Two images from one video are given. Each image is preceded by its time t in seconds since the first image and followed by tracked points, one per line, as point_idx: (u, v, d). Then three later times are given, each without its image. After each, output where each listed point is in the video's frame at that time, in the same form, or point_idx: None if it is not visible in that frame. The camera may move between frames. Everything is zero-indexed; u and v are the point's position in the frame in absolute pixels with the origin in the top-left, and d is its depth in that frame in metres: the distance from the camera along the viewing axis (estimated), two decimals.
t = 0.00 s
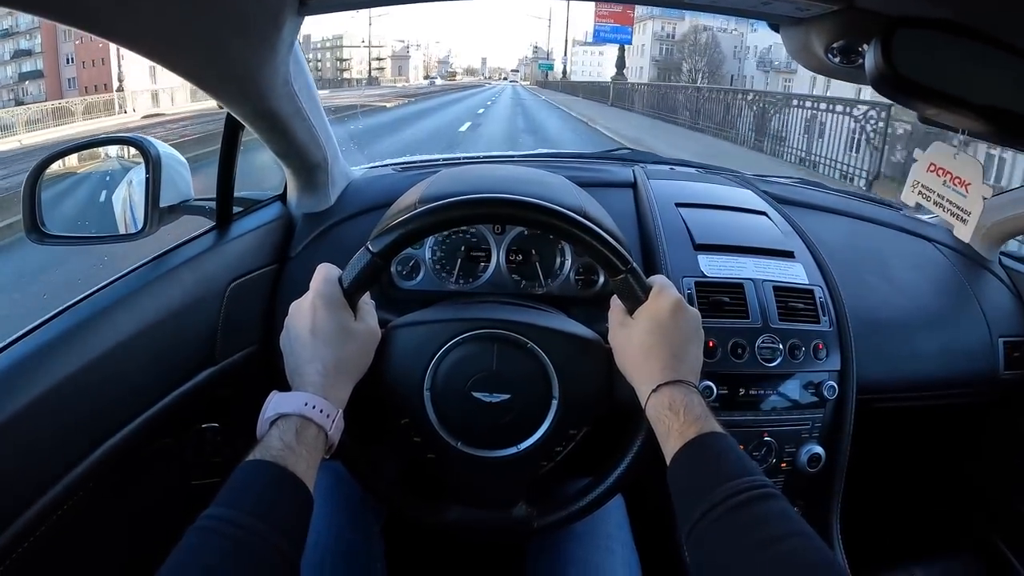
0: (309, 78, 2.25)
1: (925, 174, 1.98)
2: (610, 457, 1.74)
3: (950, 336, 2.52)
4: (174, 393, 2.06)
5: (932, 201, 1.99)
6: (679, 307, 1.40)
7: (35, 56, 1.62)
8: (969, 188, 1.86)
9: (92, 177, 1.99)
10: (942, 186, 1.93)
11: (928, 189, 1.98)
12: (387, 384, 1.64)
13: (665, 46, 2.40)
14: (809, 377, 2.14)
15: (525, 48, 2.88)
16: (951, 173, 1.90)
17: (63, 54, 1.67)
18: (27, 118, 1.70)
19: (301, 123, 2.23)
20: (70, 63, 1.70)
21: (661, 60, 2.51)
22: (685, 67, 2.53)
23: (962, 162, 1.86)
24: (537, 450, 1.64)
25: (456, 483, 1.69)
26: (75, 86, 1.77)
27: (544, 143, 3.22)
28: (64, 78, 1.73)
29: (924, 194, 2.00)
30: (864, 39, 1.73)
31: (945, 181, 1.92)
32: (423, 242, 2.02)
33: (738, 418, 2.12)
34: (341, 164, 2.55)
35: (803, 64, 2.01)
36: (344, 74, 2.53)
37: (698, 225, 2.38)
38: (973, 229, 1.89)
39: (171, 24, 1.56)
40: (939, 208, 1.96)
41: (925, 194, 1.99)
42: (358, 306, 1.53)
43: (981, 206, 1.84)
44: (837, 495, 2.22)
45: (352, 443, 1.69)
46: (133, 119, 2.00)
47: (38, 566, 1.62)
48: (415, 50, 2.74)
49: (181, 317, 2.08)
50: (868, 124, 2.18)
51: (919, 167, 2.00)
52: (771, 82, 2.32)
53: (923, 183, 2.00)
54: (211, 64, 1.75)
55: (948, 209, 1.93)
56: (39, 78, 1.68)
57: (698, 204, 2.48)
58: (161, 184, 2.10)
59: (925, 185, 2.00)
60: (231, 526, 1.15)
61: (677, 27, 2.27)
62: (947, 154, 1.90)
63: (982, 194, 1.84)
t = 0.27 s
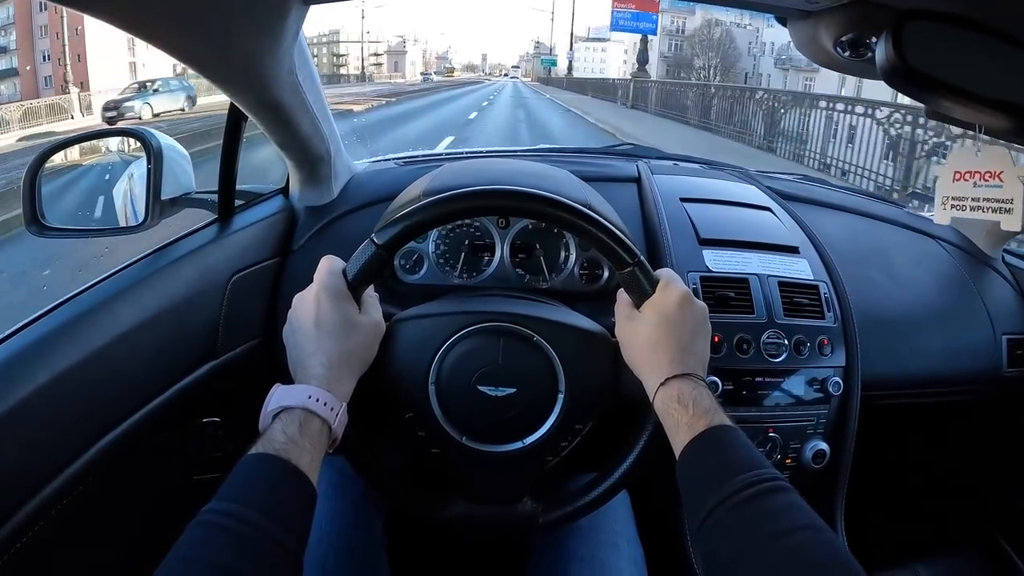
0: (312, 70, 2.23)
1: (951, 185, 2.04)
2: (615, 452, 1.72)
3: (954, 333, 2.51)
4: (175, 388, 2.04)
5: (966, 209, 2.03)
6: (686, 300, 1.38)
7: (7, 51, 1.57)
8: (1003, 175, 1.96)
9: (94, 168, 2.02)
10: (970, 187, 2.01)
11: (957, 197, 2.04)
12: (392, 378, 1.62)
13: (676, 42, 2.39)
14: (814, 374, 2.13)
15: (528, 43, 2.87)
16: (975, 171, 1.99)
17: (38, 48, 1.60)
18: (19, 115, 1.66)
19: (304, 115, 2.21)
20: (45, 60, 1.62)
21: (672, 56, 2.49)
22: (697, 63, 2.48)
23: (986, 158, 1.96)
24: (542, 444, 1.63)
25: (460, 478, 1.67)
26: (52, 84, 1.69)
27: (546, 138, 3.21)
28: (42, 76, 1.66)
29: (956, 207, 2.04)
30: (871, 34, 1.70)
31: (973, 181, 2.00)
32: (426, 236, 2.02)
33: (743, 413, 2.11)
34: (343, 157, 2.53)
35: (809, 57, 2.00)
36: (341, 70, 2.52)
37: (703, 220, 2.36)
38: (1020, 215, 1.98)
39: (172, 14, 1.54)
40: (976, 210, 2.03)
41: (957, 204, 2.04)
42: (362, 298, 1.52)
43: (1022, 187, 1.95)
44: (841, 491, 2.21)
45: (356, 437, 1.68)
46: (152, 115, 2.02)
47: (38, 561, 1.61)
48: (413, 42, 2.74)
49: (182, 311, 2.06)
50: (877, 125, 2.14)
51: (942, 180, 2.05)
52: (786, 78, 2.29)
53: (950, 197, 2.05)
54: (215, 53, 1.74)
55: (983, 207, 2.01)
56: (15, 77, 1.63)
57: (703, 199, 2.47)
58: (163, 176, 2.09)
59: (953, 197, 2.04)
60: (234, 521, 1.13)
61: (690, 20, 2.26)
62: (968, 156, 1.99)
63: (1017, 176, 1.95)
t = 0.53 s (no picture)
0: (311, 67, 2.22)
1: (935, 169, 2.04)
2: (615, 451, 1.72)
3: (954, 332, 2.51)
4: (173, 386, 2.03)
5: (945, 196, 2.03)
6: (687, 299, 1.38)
7: None
8: (983, 181, 1.90)
9: (93, 167, 2.00)
10: (954, 178, 1.99)
11: (940, 182, 2.03)
12: (391, 376, 1.62)
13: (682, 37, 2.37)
14: (814, 373, 2.12)
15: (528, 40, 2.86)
16: (963, 166, 1.96)
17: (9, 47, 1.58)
18: None
19: (302, 113, 2.20)
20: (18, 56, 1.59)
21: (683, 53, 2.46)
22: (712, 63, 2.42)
23: (974, 158, 1.91)
24: (542, 444, 1.62)
25: (459, 477, 1.67)
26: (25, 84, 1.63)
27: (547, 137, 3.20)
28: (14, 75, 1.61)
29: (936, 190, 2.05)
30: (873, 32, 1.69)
31: (956, 174, 1.98)
32: (425, 234, 2.00)
33: (743, 412, 2.11)
34: (342, 155, 2.53)
35: (811, 55, 1.98)
36: (337, 66, 2.50)
37: (703, 218, 2.36)
38: (990, 220, 1.93)
39: (170, 11, 1.53)
40: (954, 202, 2.01)
41: (938, 188, 2.04)
42: (361, 296, 1.51)
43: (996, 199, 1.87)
44: (841, 490, 2.21)
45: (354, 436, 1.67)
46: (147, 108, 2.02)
47: (35, 560, 1.60)
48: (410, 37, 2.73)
49: (180, 309, 2.05)
50: (895, 127, 2.15)
51: (930, 161, 2.06)
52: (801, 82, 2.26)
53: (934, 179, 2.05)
54: (212, 51, 1.73)
55: (960, 201, 1.99)
56: None
57: (703, 198, 2.46)
58: (161, 174, 2.09)
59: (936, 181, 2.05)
60: (232, 521, 1.13)
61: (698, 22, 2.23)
62: (960, 149, 1.95)
63: (996, 188, 1.87)
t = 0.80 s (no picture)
0: (308, 68, 2.22)
1: (935, 176, 1.93)
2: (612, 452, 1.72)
3: (953, 334, 2.51)
4: (172, 388, 2.04)
5: (947, 203, 1.92)
6: (683, 301, 1.38)
7: None
8: (987, 181, 1.82)
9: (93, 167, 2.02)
10: (955, 183, 1.89)
11: (940, 189, 1.93)
12: (388, 378, 1.62)
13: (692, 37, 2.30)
14: (811, 374, 2.13)
15: (527, 40, 2.83)
16: (962, 169, 1.87)
17: None
18: None
19: (300, 115, 2.21)
20: None
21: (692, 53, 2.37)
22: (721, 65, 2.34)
23: (973, 159, 1.84)
24: (539, 445, 1.62)
25: (458, 478, 1.67)
26: None
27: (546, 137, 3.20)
28: None
29: (937, 198, 1.94)
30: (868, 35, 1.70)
31: (958, 179, 1.88)
32: (423, 235, 2.01)
33: (740, 413, 2.11)
34: (340, 157, 2.54)
35: (807, 58, 1.99)
36: (333, 67, 2.49)
37: (700, 220, 2.36)
38: (998, 221, 1.85)
39: (167, 15, 1.54)
40: (957, 207, 1.91)
41: (939, 196, 1.94)
42: (358, 298, 1.52)
43: (1003, 197, 1.80)
44: (839, 490, 2.22)
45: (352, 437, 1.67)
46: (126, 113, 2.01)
47: (36, 562, 1.61)
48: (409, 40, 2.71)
49: (179, 311, 2.06)
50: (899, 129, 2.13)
51: (929, 168, 1.95)
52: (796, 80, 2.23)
53: (933, 187, 1.95)
54: (211, 54, 1.73)
55: (964, 207, 1.89)
56: None
57: (700, 199, 2.46)
58: (161, 177, 2.12)
59: (936, 189, 1.94)
60: (229, 522, 1.13)
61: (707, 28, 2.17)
62: (957, 152, 1.87)
63: (1001, 185, 1.80)
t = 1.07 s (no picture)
0: (308, 74, 2.23)
1: (935, 186, 1.95)
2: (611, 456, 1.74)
3: (951, 337, 2.52)
4: (174, 393, 2.05)
5: (948, 212, 1.95)
6: (681, 306, 1.39)
7: None
8: (988, 187, 1.84)
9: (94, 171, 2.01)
10: (956, 192, 1.91)
11: (940, 198, 1.94)
12: (389, 383, 1.63)
13: (705, 37, 2.25)
14: (809, 378, 2.14)
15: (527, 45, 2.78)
16: (963, 177, 1.89)
17: None
18: None
19: (301, 121, 2.22)
20: None
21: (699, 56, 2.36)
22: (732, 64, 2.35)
23: (972, 167, 1.86)
24: (538, 449, 1.64)
25: (458, 483, 1.68)
26: None
27: (546, 141, 3.21)
28: None
29: (938, 208, 1.95)
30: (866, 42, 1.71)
31: (959, 187, 1.90)
32: (424, 240, 2.00)
33: (738, 418, 2.12)
34: (341, 162, 2.55)
35: (804, 64, 2.00)
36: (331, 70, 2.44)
37: (699, 225, 2.37)
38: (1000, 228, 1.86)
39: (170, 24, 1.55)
40: (958, 215, 1.94)
41: (939, 206, 1.95)
42: (359, 305, 1.53)
43: (1004, 203, 1.82)
44: (837, 494, 2.23)
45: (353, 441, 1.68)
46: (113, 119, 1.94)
47: (40, 565, 1.62)
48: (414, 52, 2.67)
49: (181, 316, 2.07)
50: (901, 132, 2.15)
51: (928, 179, 1.96)
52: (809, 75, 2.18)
53: (933, 197, 1.96)
54: (214, 62, 1.74)
55: (967, 214, 1.91)
56: None
57: (699, 203, 2.48)
58: (161, 181, 2.13)
59: (935, 198, 1.95)
60: (233, 527, 1.14)
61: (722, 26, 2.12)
62: (956, 161, 1.89)
63: (1003, 191, 1.82)
